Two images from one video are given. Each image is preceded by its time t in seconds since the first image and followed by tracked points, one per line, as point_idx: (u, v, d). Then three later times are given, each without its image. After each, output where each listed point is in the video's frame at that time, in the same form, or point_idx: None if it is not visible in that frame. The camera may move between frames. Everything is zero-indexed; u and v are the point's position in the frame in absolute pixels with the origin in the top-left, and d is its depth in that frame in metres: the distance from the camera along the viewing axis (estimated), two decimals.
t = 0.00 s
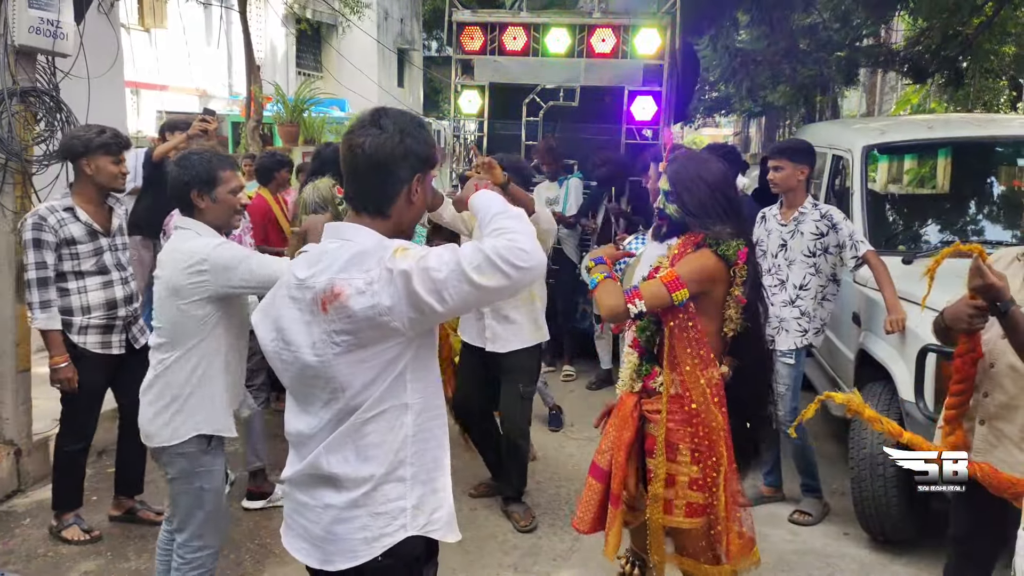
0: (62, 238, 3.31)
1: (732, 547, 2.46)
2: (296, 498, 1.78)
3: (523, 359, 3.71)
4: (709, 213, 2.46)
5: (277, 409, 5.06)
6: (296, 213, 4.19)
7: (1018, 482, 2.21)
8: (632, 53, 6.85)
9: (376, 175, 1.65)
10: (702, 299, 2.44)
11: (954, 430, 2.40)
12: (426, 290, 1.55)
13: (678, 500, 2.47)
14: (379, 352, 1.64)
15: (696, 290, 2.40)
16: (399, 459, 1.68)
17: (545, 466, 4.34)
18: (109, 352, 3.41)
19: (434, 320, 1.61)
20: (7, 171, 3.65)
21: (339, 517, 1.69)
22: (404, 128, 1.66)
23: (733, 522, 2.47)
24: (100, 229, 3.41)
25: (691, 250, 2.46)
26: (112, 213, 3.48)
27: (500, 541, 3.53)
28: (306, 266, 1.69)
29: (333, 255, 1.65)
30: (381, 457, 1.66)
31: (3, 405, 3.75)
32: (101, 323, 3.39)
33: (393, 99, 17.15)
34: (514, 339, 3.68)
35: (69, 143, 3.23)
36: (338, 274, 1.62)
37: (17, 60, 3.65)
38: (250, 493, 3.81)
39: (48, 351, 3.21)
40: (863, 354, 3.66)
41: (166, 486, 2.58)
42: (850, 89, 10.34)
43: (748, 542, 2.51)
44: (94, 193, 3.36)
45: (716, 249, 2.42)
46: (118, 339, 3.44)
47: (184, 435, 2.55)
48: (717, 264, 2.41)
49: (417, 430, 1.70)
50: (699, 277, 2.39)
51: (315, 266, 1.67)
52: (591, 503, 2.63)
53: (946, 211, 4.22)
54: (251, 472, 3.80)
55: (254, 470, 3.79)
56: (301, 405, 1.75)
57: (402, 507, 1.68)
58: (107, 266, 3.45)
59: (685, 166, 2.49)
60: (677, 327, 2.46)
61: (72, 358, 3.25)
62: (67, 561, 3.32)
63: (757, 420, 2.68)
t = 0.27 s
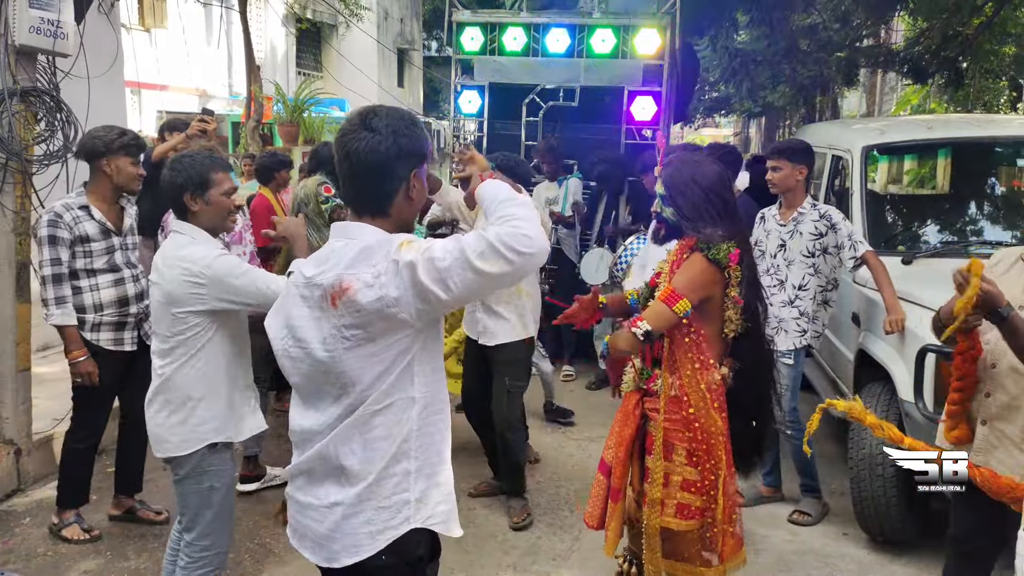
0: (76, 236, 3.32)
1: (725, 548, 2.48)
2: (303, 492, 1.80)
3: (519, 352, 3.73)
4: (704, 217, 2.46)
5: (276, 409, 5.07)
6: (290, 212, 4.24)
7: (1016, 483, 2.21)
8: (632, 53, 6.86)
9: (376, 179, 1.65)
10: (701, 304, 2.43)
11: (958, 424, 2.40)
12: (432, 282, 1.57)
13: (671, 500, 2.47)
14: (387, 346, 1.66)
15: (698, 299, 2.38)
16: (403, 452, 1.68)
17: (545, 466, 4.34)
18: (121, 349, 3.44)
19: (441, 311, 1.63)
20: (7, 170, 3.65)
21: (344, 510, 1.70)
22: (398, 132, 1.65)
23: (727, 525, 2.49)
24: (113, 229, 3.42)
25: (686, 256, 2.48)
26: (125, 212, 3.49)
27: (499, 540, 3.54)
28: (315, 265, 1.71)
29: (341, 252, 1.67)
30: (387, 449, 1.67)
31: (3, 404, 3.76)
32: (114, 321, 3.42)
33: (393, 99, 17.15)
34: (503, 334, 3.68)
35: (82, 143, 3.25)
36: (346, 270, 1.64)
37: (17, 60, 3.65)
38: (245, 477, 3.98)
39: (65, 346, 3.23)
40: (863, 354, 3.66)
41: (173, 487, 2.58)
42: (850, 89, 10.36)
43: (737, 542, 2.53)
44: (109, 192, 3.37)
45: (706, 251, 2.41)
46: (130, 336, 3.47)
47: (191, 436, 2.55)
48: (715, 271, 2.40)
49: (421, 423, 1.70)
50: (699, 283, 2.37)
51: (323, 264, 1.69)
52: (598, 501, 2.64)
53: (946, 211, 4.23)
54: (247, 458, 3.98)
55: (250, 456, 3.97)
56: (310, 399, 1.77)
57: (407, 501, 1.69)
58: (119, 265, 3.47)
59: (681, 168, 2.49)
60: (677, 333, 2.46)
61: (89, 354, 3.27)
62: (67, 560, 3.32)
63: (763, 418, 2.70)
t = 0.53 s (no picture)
0: (83, 234, 3.33)
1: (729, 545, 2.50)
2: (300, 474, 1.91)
3: (514, 353, 3.69)
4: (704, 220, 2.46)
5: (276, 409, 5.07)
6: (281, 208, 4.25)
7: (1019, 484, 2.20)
8: (632, 54, 6.86)
9: (381, 179, 1.80)
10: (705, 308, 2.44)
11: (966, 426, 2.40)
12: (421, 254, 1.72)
13: (674, 500, 2.46)
14: (386, 324, 1.80)
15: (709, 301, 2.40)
16: (395, 427, 1.80)
17: (545, 466, 4.35)
18: (129, 347, 3.43)
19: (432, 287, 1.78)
20: (8, 170, 3.65)
21: (341, 486, 1.81)
22: (399, 133, 1.78)
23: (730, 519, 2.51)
24: (120, 228, 3.42)
25: (695, 255, 2.45)
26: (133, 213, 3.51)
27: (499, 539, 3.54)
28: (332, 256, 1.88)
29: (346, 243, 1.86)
30: (381, 423, 1.80)
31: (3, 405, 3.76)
32: (120, 318, 3.42)
33: (393, 99, 17.14)
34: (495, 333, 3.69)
35: (86, 144, 3.26)
36: (349, 254, 1.81)
37: (18, 60, 3.65)
38: (249, 454, 4.25)
39: (72, 343, 3.26)
40: (863, 354, 3.66)
41: (165, 490, 2.59)
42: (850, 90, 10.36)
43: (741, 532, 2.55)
44: (115, 192, 3.38)
45: (717, 251, 2.41)
46: (137, 333, 3.47)
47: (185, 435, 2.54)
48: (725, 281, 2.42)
49: (411, 401, 1.82)
50: (709, 285, 2.36)
51: (338, 254, 1.86)
52: (599, 504, 2.64)
53: (946, 211, 4.23)
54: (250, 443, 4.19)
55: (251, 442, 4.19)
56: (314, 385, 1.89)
57: (398, 476, 1.80)
58: (125, 265, 3.46)
59: (682, 169, 2.49)
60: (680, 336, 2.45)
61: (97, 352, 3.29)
62: (68, 560, 3.33)
63: (759, 419, 2.69)
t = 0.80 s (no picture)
0: (86, 235, 3.34)
1: (722, 552, 2.47)
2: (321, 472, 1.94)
3: (518, 359, 3.70)
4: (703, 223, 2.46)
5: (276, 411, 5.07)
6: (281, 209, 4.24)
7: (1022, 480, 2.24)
8: (632, 56, 6.87)
9: (372, 194, 1.85)
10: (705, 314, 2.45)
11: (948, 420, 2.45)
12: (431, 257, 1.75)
13: (668, 502, 2.48)
14: (396, 324, 1.81)
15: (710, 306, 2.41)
16: (409, 425, 1.82)
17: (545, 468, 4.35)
18: (133, 349, 3.42)
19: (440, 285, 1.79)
20: (9, 172, 3.65)
21: (359, 481, 1.82)
22: (385, 152, 1.83)
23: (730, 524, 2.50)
24: (123, 230, 3.44)
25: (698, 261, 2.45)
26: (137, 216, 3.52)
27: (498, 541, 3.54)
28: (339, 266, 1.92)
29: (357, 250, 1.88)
30: (394, 422, 1.81)
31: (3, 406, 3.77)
32: (124, 319, 3.42)
33: (393, 101, 17.15)
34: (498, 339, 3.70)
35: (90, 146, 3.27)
36: (360, 260, 1.84)
37: (19, 62, 3.66)
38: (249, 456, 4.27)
39: (68, 343, 3.25)
40: (864, 357, 3.65)
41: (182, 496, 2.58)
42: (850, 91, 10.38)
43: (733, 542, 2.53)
44: (120, 194, 3.39)
45: (719, 259, 2.42)
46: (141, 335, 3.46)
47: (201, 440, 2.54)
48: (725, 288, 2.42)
49: (421, 395, 1.83)
50: (709, 291, 2.38)
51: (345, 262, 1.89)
52: (601, 504, 2.65)
53: (945, 213, 4.24)
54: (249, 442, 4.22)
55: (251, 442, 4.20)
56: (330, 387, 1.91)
57: (412, 472, 1.80)
58: (128, 266, 3.47)
59: (680, 176, 2.48)
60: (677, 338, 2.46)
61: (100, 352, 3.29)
62: (68, 562, 3.33)
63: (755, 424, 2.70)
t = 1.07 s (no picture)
0: (90, 238, 3.35)
1: (724, 548, 2.47)
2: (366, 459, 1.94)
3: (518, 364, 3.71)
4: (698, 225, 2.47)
5: (276, 414, 5.07)
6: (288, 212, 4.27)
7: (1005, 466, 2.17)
8: (632, 59, 6.89)
9: (386, 195, 2.00)
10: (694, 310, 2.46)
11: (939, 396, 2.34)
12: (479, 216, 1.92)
13: (674, 505, 2.47)
14: (445, 287, 1.89)
15: (694, 302, 2.41)
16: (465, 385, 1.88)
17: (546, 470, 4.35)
18: (132, 352, 3.41)
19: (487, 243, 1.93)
20: (10, 175, 3.66)
21: (422, 449, 1.84)
22: (390, 155, 2.00)
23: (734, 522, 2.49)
24: (127, 232, 3.45)
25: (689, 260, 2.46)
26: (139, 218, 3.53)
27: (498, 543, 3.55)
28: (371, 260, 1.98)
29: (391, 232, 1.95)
30: (452, 384, 1.86)
31: (3, 410, 3.76)
32: (126, 322, 3.41)
33: (393, 104, 17.15)
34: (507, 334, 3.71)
35: (92, 148, 3.27)
36: (398, 239, 1.90)
37: (20, 65, 3.66)
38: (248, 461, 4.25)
39: (69, 347, 3.26)
40: (864, 358, 3.66)
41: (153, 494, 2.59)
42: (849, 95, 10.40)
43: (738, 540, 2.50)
44: (122, 196, 3.40)
45: (712, 262, 2.41)
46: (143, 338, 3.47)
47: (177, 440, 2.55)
48: (710, 280, 2.41)
49: (473, 356, 1.90)
50: (699, 289, 2.39)
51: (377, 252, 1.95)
52: (596, 505, 2.64)
53: (945, 215, 4.25)
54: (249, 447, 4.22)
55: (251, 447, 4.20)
56: (372, 370, 1.94)
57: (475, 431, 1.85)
58: (132, 268, 3.47)
59: (677, 181, 2.49)
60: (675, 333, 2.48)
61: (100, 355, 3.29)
62: (67, 566, 3.32)
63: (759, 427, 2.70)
